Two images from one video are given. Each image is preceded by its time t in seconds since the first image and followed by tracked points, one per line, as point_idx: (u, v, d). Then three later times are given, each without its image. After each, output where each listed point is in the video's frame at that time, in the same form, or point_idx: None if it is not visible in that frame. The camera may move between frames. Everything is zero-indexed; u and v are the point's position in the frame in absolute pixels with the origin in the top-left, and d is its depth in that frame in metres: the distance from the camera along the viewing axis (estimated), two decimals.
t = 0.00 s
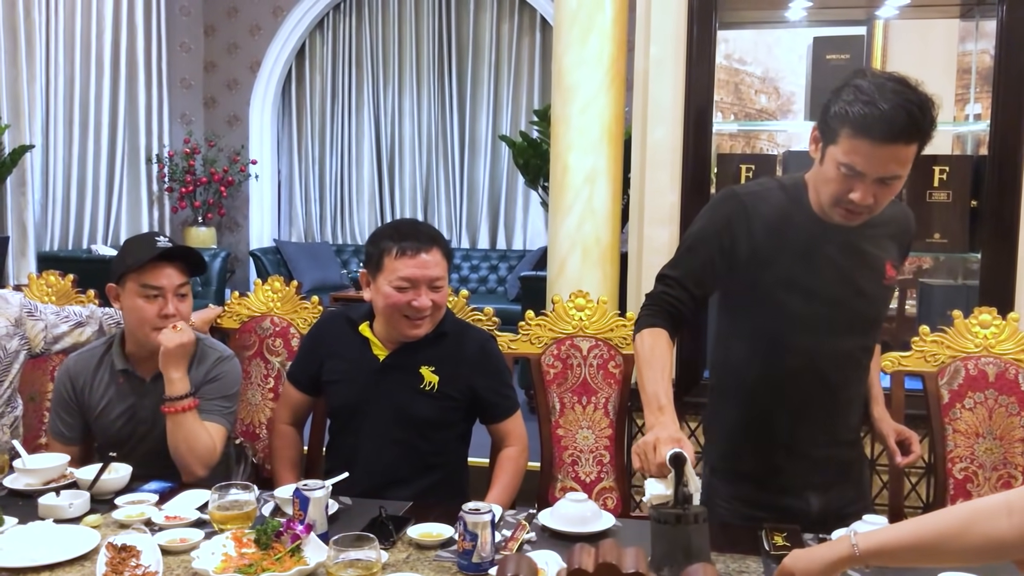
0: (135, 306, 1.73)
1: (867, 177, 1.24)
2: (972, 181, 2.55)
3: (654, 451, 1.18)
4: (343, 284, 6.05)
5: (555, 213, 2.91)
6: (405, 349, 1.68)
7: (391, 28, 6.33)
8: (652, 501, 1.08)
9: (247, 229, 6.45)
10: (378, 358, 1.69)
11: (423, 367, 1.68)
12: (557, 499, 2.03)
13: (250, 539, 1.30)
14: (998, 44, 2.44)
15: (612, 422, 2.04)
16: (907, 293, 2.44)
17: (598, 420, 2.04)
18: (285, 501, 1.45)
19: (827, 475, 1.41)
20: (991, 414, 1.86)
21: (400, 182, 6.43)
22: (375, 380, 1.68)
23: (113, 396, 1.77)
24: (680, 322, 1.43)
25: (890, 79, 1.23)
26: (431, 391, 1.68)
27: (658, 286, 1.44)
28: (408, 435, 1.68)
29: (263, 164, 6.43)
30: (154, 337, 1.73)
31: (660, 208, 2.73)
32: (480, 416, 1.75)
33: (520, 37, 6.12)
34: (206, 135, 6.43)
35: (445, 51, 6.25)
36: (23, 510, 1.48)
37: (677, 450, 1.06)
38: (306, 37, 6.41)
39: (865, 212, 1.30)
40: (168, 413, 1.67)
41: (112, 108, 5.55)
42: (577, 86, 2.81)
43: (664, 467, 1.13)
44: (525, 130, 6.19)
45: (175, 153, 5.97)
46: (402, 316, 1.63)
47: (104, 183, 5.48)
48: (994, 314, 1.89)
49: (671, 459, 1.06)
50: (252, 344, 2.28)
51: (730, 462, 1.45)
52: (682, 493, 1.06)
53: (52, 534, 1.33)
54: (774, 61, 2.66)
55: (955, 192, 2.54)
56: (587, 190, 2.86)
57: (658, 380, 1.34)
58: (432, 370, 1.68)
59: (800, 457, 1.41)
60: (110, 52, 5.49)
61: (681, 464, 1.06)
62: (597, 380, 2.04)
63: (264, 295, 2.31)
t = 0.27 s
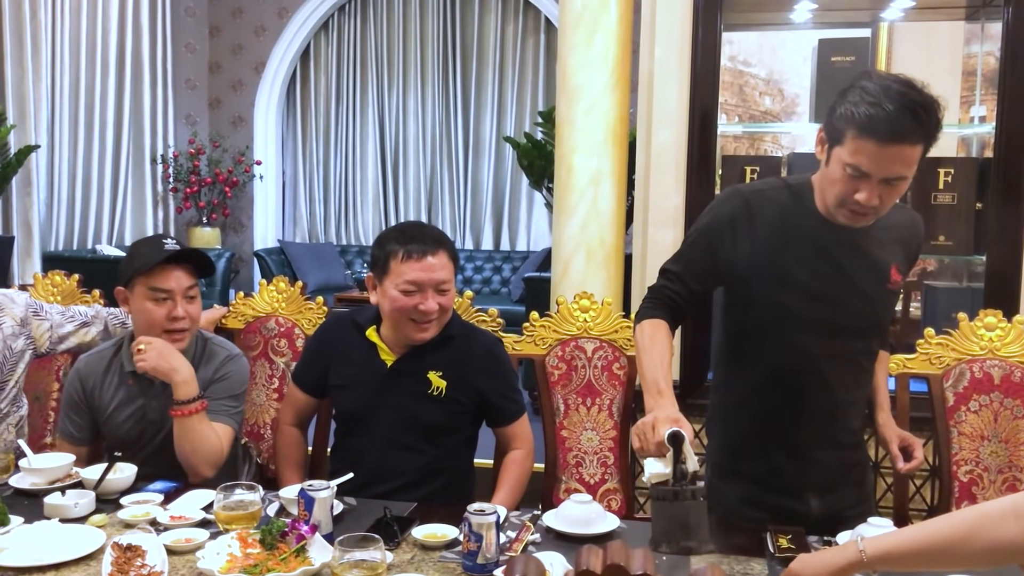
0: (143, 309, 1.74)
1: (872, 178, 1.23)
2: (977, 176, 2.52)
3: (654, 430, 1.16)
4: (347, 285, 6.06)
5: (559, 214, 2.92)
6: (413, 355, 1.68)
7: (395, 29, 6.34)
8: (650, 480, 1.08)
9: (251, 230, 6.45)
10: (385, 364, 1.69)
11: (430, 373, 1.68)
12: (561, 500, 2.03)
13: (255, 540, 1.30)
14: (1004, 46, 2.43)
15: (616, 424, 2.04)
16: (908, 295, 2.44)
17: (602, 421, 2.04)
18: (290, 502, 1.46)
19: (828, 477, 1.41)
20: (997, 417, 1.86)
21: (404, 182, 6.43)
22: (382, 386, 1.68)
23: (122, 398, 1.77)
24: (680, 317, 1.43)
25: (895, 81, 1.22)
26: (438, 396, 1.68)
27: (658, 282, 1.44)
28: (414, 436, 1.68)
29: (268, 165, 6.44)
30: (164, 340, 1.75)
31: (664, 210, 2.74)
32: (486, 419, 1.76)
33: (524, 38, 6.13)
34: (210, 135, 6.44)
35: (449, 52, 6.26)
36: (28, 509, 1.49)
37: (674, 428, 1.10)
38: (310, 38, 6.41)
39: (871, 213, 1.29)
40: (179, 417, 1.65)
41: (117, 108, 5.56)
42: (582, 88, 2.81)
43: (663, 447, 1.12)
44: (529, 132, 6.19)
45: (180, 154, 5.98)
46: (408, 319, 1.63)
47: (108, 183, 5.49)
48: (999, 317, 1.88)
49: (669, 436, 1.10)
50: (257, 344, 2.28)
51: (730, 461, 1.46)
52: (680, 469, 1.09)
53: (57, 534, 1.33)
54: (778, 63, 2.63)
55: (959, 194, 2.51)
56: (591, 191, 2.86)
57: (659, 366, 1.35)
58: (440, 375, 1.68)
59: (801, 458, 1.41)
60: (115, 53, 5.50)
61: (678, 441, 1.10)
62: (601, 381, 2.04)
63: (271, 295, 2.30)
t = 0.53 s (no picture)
0: (154, 309, 1.74)
1: (878, 180, 1.23)
2: (983, 178, 2.51)
3: (647, 418, 1.19)
4: (351, 286, 6.06)
5: (563, 215, 2.92)
6: (418, 357, 1.68)
7: (399, 30, 6.34)
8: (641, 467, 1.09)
9: (254, 231, 6.45)
10: (389, 367, 1.69)
11: (435, 375, 1.68)
12: (565, 502, 2.04)
13: (258, 540, 1.31)
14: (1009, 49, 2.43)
15: (619, 425, 2.04)
16: (911, 297, 2.50)
17: (605, 423, 2.04)
18: (294, 502, 1.46)
19: (832, 478, 1.40)
20: (1001, 419, 1.86)
21: (408, 183, 6.44)
22: (387, 389, 1.68)
23: (131, 397, 1.78)
24: (680, 311, 1.44)
25: (904, 85, 1.23)
26: (443, 398, 1.68)
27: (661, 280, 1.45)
28: (418, 437, 1.68)
29: (272, 166, 6.45)
30: (175, 340, 1.75)
31: (668, 212, 2.73)
32: (490, 421, 1.76)
33: (528, 40, 6.13)
34: (215, 137, 6.45)
35: (454, 53, 6.26)
36: (32, 509, 1.49)
37: (667, 416, 1.11)
38: (315, 39, 6.42)
39: (876, 215, 1.29)
40: (181, 414, 1.66)
41: (121, 109, 5.57)
42: (586, 90, 2.81)
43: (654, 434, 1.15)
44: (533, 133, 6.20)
45: (184, 155, 6.00)
46: (404, 321, 1.63)
47: (113, 184, 5.50)
48: (1003, 319, 1.88)
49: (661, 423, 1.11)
50: (261, 346, 2.29)
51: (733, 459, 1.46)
52: (670, 457, 1.07)
53: (61, 534, 1.33)
54: (783, 65, 2.64)
55: (964, 196, 2.53)
56: (595, 193, 2.86)
57: (655, 355, 1.35)
58: (443, 378, 1.68)
59: (804, 459, 1.40)
60: (120, 54, 5.51)
61: (669, 430, 1.10)
62: (605, 383, 2.04)
63: (273, 295, 2.32)
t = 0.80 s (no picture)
0: (156, 309, 1.74)
1: (883, 182, 1.23)
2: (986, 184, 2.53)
3: (653, 420, 1.20)
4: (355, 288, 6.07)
5: (566, 217, 2.92)
6: (415, 357, 1.68)
7: (403, 32, 6.35)
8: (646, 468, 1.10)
9: (259, 233, 6.47)
10: (387, 366, 1.69)
11: (433, 375, 1.68)
12: (567, 503, 2.03)
13: (261, 541, 1.31)
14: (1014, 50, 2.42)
15: (623, 427, 2.04)
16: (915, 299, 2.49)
17: (608, 424, 2.04)
18: (297, 503, 1.47)
19: (837, 480, 1.40)
20: (1005, 421, 1.85)
21: (412, 185, 6.44)
22: (386, 388, 1.69)
23: (132, 399, 1.78)
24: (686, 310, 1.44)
25: (912, 88, 1.23)
26: (441, 398, 1.68)
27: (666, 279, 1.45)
28: (421, 438, 1.69)
29: (276, 168, 6.46)
30: (176, 341, 1.76)
31: (671, 214, 2.73)
32: (491, 421, 1.76)
33: (532, 41, 6.13)
34: (219, 138, 6.47)
35: (457, 55, 6.26)
36: (36, 510, 1.49)
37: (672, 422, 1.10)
38: (319, 41, 6.43)
39: (881, 217, 1.29)
40: (185, 417, 1.65)
41: (126, 111, 5.58)
42: (589, 91, 2.81)
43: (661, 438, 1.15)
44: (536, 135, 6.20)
45: (188, 156, 6.01)
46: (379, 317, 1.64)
47: (117, 185, 5.52)
48: (1007, 321, 1.87)
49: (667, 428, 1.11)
50: (264, 347, 2.29)
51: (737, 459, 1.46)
52: (675, 462, 1.06)
53: (65, 534, 1.34)
54: (786, 66, 2.64)
55: (968, 199, 2.51)
56: (598, 195, 2.86)
57: (661, 356, 1.37)
58: (441, 377, 1.68)
59: (809, 460, 1.40)
60: (124, 55, 5.53)
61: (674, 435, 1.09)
62: (608, 384, 2.04)
63: (277, 297, 2.32)
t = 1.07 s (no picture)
0: (156, 316, 1.74)
1: (887, 180, 1.23)
2: (991, 183, 2.51)
3: (673, 429, 1.19)
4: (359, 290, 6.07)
5: (570, 219, 2.92)
6: (410, 354, 1.71)
7: (408, 34, 6.36)
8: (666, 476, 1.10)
9: (264, 234, 6.51)
10: (383, 365, 1.72)
11: (428, 371, 1.71)
12: (571, 505, 2.02)
13: (264, 543, 1.31)
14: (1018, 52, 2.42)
15: (626, 429, 2.04)
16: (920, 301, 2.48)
17: (612, 426, 2.03)
18: (300, 504, 1.47)
19: (849, 481, 1.40)
20: (1010, 424, 1.84)
21: (416, 187, 6.45)
22: (384, 384, 1.72)
23: (134, 402, 1.79)
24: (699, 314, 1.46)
25: (915, 87, 1.23)
26: (436, 394, 1.70)
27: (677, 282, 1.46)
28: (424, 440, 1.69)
29: (281, 170, 6.47)
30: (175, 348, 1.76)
31: (675, 216, 2.73)
32: (490, 421, 1.77)
33: (536, 44, 6.14)
34: (224, 141, 6.49)
35: (462, 58, 6.27)
36: (41, 511, 1.50)
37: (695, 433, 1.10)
38: (324, 43, 6.45)
39: (887, 216, 1.29)
40: (185, 422, 1.66)
41: (131, 113, 5.60)
42: (593, 93, 2.81)
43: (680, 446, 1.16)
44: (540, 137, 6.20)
45: (193, 158, 6.02)
46: (390, 321, 1.66)
47: (122, 187, 5.53)
48: (1012, 323, 1.87)
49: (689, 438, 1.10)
50: (268, 348, 2.29)
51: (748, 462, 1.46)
52: (698, 471, 1.08)
53: (70, 535, 1.34)
54: (791, 68, 2.66)
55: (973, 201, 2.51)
56: (602, 197, 2.86)
57: (676, 362, 1.38)
58: (436, 374, 1.71)
59: (821, 462, 1.40)
60: (130, 58, 5.55)
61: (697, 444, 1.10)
62: (612, 386, 2.04)
63: (281, 299, 2.32)
